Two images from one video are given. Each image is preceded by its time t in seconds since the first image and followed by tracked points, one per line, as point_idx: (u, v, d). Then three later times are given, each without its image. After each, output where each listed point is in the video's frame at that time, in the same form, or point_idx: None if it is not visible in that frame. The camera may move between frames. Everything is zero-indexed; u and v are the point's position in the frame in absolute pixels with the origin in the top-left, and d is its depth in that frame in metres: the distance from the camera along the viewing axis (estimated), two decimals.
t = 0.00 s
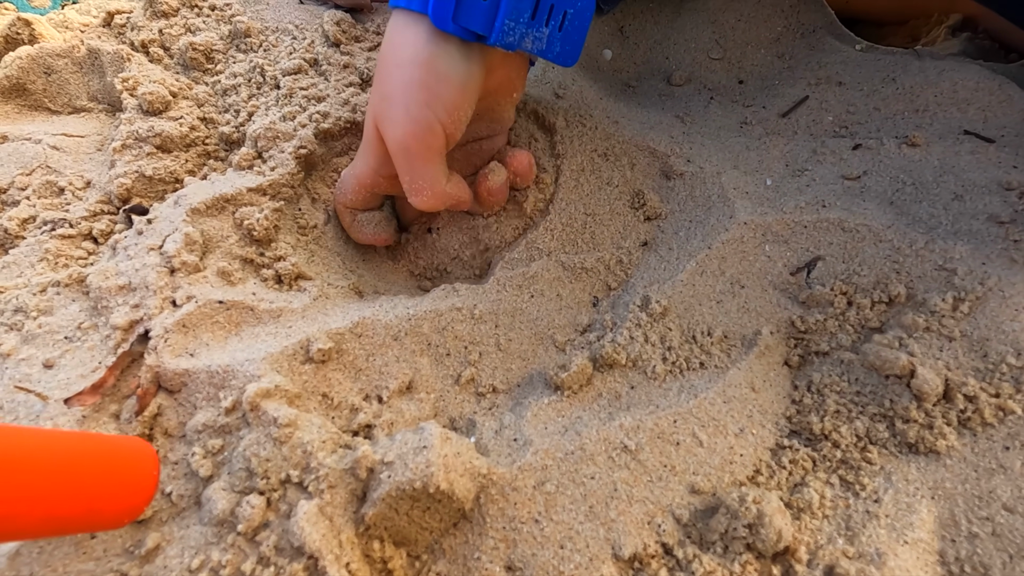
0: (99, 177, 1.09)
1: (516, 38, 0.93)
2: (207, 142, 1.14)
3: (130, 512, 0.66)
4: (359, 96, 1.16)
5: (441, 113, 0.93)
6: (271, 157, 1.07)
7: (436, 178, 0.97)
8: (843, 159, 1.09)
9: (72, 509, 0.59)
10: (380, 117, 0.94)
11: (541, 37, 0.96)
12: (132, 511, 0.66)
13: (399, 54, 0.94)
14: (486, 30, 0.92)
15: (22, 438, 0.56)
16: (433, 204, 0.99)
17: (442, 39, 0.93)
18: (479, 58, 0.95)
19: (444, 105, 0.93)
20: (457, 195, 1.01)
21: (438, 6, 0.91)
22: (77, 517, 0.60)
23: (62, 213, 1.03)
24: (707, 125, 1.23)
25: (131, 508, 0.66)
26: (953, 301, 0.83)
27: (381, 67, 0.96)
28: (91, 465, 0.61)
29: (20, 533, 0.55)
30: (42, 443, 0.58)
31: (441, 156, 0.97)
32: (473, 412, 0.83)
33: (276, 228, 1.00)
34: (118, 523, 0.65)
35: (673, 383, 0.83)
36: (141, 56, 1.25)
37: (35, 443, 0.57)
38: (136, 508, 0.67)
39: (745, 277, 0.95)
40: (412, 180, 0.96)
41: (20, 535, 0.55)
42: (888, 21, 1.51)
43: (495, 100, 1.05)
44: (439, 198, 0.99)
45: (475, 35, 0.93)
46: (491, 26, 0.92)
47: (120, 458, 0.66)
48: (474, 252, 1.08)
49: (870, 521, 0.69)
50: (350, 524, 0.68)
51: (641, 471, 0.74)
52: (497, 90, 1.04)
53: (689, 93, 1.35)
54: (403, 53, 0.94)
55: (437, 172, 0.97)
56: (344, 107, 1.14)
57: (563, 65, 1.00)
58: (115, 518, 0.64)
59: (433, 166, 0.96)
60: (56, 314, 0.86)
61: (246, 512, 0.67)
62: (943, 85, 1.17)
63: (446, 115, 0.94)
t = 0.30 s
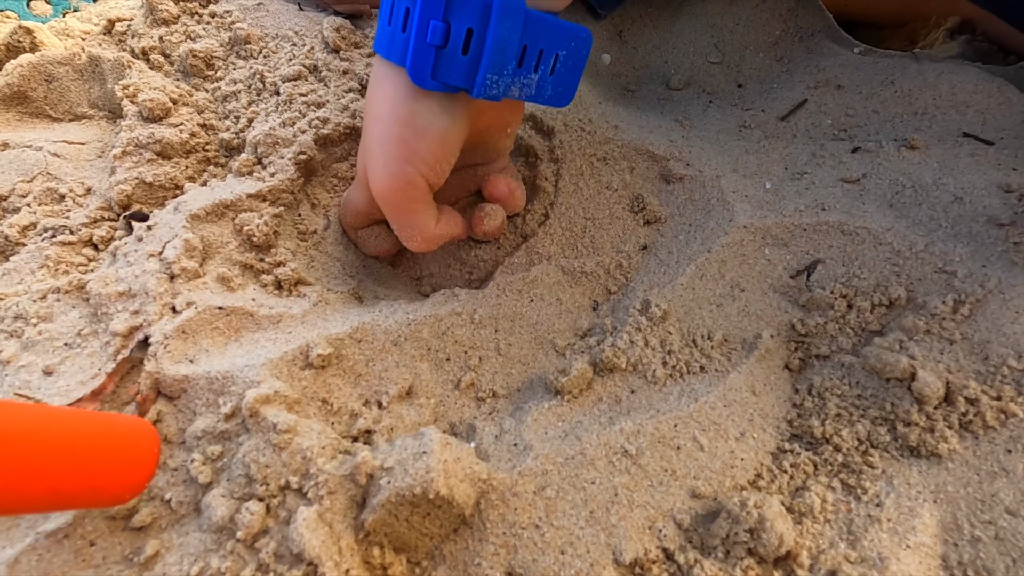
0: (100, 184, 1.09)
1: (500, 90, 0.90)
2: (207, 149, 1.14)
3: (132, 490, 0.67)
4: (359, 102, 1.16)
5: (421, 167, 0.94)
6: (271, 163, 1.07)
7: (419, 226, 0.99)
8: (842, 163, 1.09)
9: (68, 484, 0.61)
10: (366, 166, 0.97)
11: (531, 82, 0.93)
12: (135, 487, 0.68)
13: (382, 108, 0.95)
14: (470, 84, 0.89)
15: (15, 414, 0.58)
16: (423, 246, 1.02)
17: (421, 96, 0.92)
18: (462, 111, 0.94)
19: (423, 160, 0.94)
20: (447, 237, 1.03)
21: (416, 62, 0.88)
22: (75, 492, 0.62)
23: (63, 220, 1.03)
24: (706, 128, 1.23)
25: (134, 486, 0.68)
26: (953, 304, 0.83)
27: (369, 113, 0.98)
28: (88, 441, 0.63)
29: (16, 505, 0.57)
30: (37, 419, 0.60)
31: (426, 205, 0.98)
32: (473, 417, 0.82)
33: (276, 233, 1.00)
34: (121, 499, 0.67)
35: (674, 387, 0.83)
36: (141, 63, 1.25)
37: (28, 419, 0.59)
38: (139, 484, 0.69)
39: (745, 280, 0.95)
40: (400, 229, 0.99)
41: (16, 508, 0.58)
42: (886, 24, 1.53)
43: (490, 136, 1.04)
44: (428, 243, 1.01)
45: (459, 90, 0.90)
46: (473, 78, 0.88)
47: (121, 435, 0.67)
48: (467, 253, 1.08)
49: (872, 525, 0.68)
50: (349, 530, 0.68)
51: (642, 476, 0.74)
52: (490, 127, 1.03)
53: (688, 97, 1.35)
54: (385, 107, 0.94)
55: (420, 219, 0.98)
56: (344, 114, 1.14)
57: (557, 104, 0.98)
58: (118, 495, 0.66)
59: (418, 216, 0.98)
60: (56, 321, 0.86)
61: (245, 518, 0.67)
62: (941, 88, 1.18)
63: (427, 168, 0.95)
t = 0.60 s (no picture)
0: (102, 189, 1.09)
1: (497, 86, 0.93)
2: (210, 153, 1.14)
3: (136, 495, 0.67)
4: (362, 105, 1.16)
5: (421, 153, 0.97)
6: (274, 167, 1.06)
7: (419, 211, 0.97)
8: (848, 163, 1.08)
9: (70, 488, 0.60)
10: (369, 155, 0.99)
11: (529, 84, 0.96)
12: (139, 492, 0.67)
13: (388, 100, 0.99)
14: (466, 79, 0.93)
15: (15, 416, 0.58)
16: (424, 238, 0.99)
17: (425, 89, 0.96)
18: (463, 108, 0.98)
19: (424, 148, 0.97)
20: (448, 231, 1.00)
21: (418, 57, 0.93)
22: (78, 496, 0.61)
23: (65, 225, 1.03)
24: (710, 129, 1.23)
25: (138, 491, 0.67)
26: (964, 305, 0.82)
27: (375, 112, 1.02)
28: (90, 444, 0.63)
29: (18, 510, 0.57)
30: (38, 423, 0.59)
31: (428, 193, 0.98)
32: (479, 422, 0.81)
33: (279, 236, 0.99)
34: (124, 504, 0.66)
35: (681, 390, 0.82)
36: (143, 67, 1.25)
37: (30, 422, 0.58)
38: (142, 490, 0.68)
39: (751, 282, 0.94)
40: (401, 215, 0.98)
41: (19, 513, 0.57)
42: (889, 25, 1.53)
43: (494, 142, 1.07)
44: (429, 234, 0.99)
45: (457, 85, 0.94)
46: (470, 74, 0.92)
47: (123, 440, 0.67)
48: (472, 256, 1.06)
49: (885, 531, 0.68)
50: (355, 537, 0.67)
51: (651, 481, 0.73)
52: (494, 132, 1.06)
53: (691, 98, 1.34)
54: (390, 99, 0.98)
55: (420, 205, 0.97)
56: (347, 117, 1.14)
57: (557, 109, 1.00)
58: (120, 500, 0.65)
59: (418, 201, 0.97)
60: (58, 326, 0.85)
61: (249, 526, 0.66)
62: (947, 88, 1.17)
63: (427, 156, 0.97)
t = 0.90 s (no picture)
0: (103, 192, 1.08)
1: (475, 51, 0.97)
2: (211, 155, 1.13)
3: (159, 449, 0.69)
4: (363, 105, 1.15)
5: (406, 115, 0.99)
6: (276, 168, 1.06)
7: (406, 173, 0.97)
8: (854, 162, 1.07)
9: (96, 439, 0.62)
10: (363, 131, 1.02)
11: (509, 51, 1.00)
12: (161, 447, 0.70)
13: (377, 79, 1.04)
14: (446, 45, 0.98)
15: (45, 364, 0.59)
16: (414, 205, 0.96)
17: (410, 61, 1.02)
18: (448, 75, 1.02)
19: (410, 112, 0.99)
20: (440, 201, 0.98)
21: (402, 24, 0.99)
22: (103, 447, 0.63)
23: (66, 227, 1.02)
24: (713, 129, 1.22)
25: (160, 447, 0.70)
26: (975, 303, 0.81)
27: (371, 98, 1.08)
28: (111, 397, 0.64)
29: (47, 459, 0.59)
30: (63, 371, 0.60)
31: (415, 157, 0.99)
32: (483, 424, 0.80)
33: (281, 238, 0.99)
34: (147, 459, 0.69)
35: (688, 391, 0.81)
36: (145, 70, 1.25)
37: (60, 371, 0.60)
38: (164, 444, 0.70)
39: (758, 282, 0.93)
40: (388, 180, 0.97)
41: (48, 463, 0.59)
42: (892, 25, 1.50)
43: (486, 121, 1.08)
44: (418, 200, 0.96)
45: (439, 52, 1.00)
46: (449, 38, 0.98)
47: (146, 394, 0.68)
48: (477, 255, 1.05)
49: (898, 533, 0.66)
50: (359, 541, 0.66)
51: (658, 483, 0.72)
52: (485, 110, 1.07)
53: (694, 98, 1.34)
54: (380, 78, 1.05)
55: (408, 167, 0.97)
56: (349, 118, 1.13)
57: (538, 78, 1.03)
58: (143, 454, 0.68)
59: (404, 162, 0.97)
60: (59, 329, 0.85)
61: (251, 530, 0.65)
62: (952, 86, 1.16)
63: (414, 120, 1.00)
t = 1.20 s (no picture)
0: (107, 198, 1.09)
1: (486, 78, 0.96)
2: (214, 161, 1.14)
3: (163, 450, 0.71)
4: (365, 111, 1.16)
5: (421, 144, 0.99)
6: (278, 174, 1.06)
7: (416, 205, 0.98)
8: (854, 166, 1.08)
9: (100, 439, 0.64)
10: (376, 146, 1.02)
11: (520, 79, 0.99)
12: (165, 447, 0.71)
13: (390, 97, 1.03)
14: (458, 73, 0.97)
15: (52, 366, 0.61)
16: (420, 228, 0.98)
17: (423, 84, 1.01)
18: (464, 103, 1.01)
19: (423, 139, 0.99)
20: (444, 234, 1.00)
21: (412, 50, 0.98)
22: (108, 446, 0.65)
23: (70, 233, 1.03)
24: (714, 133, 1.22)
25: (165, 448, 0.71)
26: (975, 307, 0.81)
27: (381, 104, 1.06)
28: (116, 399, 0.65)
29: (54, 459, 0.60)
30: (70, 374, 0.62)
31: (426, 182, 0.99)
32: (485, 429, 0.81)
33: (284, 243, 0.99)
34: (151, 459, 0.70)
35: (689, 395, 0.81)
36: (148, 77, 1.25)
37: (64, 372, 0.61)
38: (169, 445, 0.72)
39: (758, 286, 0.93)
40: (399, 203, 0.99)
41: (54, 463, 0.61)
42: (891, 28, 1.50)
43: (492, 145, 1.07)
44: (426, 224, 0.98)
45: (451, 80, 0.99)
46: (461, 66, 0.96)
47: (152, 396, 0.70)
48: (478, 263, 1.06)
49: (900, 537, 0.66)
50: (360, 546, 0.66)
51: (660, 487, 0.72)
52: (492, 135, 1.06)
53: (694, 102, 1.34)
54: (395, 92, 1.03)
55: (418, 198, 0.99)
56: (350, 123, 1.14)
57: (548, 106, 1.03)
58: (147, 455, 0.69)
59: (416, 193, 0.98)
60: (62, 335, 0.85)
61: (254, 535, 0.66)
62: (951, 90, 1.16)
63: (427, 149, 0.99)
